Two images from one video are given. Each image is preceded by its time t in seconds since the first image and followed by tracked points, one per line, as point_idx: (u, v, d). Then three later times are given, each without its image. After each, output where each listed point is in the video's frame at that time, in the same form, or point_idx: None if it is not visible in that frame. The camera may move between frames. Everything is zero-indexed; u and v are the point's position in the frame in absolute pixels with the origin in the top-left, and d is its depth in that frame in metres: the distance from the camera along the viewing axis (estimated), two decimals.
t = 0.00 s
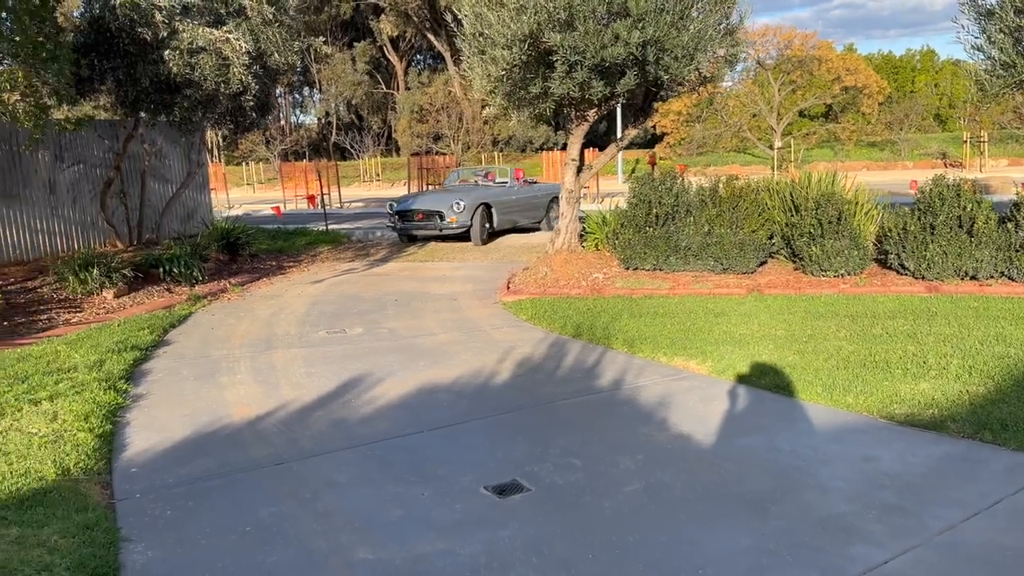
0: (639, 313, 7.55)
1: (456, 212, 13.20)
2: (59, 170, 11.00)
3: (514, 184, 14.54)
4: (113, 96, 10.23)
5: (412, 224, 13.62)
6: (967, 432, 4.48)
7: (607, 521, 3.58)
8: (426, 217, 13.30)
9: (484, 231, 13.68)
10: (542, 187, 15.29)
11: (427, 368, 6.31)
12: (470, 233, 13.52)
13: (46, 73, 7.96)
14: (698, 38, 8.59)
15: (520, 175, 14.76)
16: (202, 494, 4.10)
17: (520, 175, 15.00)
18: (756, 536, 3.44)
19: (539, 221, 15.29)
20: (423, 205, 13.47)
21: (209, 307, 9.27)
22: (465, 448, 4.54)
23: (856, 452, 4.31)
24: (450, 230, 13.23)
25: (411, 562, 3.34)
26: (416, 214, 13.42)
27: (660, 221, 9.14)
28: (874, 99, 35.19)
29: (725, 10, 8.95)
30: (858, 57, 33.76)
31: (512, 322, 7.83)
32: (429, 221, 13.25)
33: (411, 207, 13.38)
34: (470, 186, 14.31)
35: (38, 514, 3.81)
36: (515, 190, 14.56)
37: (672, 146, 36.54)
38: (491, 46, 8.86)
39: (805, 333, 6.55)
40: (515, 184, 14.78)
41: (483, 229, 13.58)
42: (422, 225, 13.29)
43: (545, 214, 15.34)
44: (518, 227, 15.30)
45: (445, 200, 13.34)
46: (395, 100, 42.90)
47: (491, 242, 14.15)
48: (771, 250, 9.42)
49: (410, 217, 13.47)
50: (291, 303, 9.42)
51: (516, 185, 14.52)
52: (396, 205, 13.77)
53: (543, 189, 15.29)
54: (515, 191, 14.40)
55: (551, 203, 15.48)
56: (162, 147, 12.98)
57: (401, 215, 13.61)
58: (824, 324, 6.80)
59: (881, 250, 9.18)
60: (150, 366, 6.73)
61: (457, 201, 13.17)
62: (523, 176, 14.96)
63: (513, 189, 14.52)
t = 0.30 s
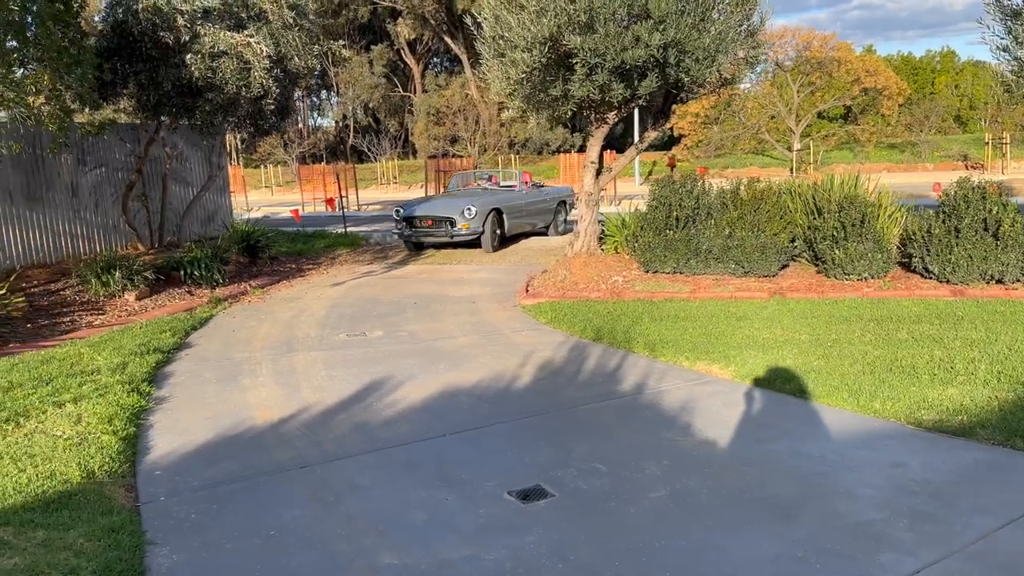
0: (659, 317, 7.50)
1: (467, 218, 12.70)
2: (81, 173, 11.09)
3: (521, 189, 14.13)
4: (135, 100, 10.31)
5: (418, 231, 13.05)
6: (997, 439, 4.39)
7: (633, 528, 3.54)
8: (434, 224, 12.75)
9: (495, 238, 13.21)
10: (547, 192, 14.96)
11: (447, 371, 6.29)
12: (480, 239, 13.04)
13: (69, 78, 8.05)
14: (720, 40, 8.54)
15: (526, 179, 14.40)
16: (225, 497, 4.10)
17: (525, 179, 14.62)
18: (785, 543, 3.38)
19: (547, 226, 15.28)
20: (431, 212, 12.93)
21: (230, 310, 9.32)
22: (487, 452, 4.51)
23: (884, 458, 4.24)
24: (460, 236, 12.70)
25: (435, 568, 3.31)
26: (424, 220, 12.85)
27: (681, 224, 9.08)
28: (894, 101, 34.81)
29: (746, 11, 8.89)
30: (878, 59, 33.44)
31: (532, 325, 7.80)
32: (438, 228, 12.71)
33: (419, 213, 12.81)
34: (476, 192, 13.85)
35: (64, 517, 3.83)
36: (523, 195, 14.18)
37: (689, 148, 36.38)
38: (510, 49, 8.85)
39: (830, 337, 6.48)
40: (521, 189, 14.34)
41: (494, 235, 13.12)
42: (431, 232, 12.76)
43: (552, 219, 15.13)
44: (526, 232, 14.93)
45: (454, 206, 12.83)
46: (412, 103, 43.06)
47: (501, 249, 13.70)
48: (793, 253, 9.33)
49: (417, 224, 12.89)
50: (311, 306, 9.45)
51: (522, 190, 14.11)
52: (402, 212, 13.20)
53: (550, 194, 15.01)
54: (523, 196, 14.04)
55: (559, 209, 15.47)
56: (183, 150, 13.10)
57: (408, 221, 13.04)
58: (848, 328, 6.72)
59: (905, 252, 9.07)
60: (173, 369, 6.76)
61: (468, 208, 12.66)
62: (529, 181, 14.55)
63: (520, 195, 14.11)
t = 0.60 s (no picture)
0: (681, 320, 7.45)
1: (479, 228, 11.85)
2: (103, 177, 11.19)
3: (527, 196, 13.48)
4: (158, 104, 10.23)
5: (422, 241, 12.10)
6: None
7: (663, 532, 3.51)
8: (442, 234, 11.83)
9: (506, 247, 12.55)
10: (553, 195, 14.57)
11: (469, 374, 6.27)
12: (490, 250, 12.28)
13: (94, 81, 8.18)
14: (742, 40, 8.50)
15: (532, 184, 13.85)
16: (252, 498, 4.11)
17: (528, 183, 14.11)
18: (819, 549, 3.33)
19: (557, 229, 15.11)
20: (436, 222, 12.05)
21: (251, 312, 9.37)
22: (511, 455, 4.48)
23: (915, 463, 4.17)
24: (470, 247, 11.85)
25: (464, 571, 3.30)
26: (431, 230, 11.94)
27: (702, 226, 9.03)
28: (913, 102, 34.47)
29: (768, 12, 8.85)
30: (896, 60, 33.15)
31: (552, 328, 7.78)
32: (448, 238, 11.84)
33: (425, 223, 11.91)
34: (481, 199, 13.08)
35: (93, 518, 3.85)
36: (530, 201, 13.61)
37: (705, 150, 36.25)
38: (530, 51, 8.84)
39: (856, 340, 6.40)
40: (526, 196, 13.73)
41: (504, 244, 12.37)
42: (441, 242, 11.86)
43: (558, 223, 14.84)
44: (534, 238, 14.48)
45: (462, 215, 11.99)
46: (428, 107, 43.21)
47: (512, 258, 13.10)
48: (816, 255, 9.23)
49: (422, 234, 11.96)
50: (331, 308, 9.48)
51: (529, 196, 13.52)
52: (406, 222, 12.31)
53: (555, 198, 14.66)
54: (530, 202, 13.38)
55: (564, 213, 15.28)
56: (203, 153, 13.20)
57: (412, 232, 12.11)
58: (874, 331, 6.64)
59: (929, 255, 8.96)
60: (196, 371, 6.80)
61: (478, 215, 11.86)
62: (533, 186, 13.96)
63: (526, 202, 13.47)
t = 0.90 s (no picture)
0: (696, 321, 7.42)
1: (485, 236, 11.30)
2: (120, 178, 11.26)
3: (532, 198, 12.87)
4: (173, 106, 10.36)
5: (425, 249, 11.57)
6: None
7: (682, 534, 3.49)
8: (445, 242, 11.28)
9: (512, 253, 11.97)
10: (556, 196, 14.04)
11: (483, 375, 6.26)
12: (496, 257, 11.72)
13: (112, 83, 8.29)
14: (757, 41, 8.48)
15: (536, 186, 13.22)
16: (270, 498, 4.13)
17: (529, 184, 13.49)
18: (840, 552, 3.30)
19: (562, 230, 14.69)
20: (439, 230, 11.51)
21: (265, 313, 9.41)
22: (528, 456, 4.48)
23: (936, 465, 4.13)
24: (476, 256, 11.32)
25: (483, 571, 3.30)
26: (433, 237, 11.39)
27: (716, 227, 9.00)
28: (928, 103, 34.24)
29: (783, 12, 8.81)
30: (910, 61, 32.89)
31: (566, 329, 7.76)
32: (451, 246, 11.30)
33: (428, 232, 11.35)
34: (485, 204, 12.48)
35: (113, 516, 3.88)
36: (535, 204, 13.03)
37: (717, 151, 36.14)
38: (545, 52, 8.85)
39: (873, 341, 6.35)
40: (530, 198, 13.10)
41: (511, 251, 11.85)
42: (444, 251, 11.31)
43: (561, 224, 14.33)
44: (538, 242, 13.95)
45: (466, 223, 11.45)
46: (439, 108, 43.31)
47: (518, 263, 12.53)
48: (832, 256, 9.18)
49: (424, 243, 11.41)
50: (345, 309, 9.51)
51: (534, 198, 12.94)
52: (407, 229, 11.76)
53: (559, 200, 14.07)
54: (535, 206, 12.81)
55: (566, 214, 14.68)
56: (218, 155, 13.27)
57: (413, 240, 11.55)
58: (891, 333, 6.59)
59: (947, 256, 8.87)
60: (212, 371, 6.83)
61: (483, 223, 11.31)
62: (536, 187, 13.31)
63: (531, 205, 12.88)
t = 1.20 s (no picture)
0: (708, 322, 7.40)
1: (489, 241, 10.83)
2: (132, 178, 11.31)
3: (535, 202, 12.36)
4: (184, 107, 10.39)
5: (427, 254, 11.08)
6: None
7: (697, 535, 3.48)
8: (448, 247, 10.79)
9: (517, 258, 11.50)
10: (560, 198, 13.53)
11: (496, 375, 6.26)
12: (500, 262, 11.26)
13: (125, 84, 8.27)
14: (769, 41, 8.45)
15: (539, 188, 12.72)
16: (285, 497, 4.14)
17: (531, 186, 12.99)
18: (857, 553, 3.28)
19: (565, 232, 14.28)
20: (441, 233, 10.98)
21: (277, 312, 9.44)
22: (541, 457, 4.47)
23: (953, 467, 4.10)
24: (480, 261, 10.85)
25: (499, 571, 3.29)
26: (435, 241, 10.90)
27: (728, 227, 8.97)
28: (939, 103, 34.05)
29: (796, 12, 8.77)
30: (922, 61, 32.65)
31: (578, 329, 7.74)
32: (454, 250, 10.83)
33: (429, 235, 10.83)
34: (486, 207, 11.98)
35: (129, 515, 3.90)
36: (538, 207, 12.52)
37: (727, 151, 36.00)
38: (556, 53, 8.84)
39: (887, 342, 6.32)
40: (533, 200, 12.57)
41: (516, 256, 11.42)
42: (447, 256, 10.82)
43: (564, 226, 13.86)
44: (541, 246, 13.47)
45: (469, 227, 10.94)
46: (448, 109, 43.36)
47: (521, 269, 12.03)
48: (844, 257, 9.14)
49: (426, 247, 10.91)
50: (356, 309, 9.53)
51: (537, 201, 12.42)
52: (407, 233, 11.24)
53: (562, 202, 13.60)
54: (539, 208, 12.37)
55: (568, 217, 14.21)
56: (230, 156, 13.32)
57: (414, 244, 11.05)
58: (905, 334, 6.54)
59: (960, 257, 8.80)
60: (225, 370, 6.86)
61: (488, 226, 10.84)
62: (539, 190, 12.81)
63: (534, 208, 12.37)
